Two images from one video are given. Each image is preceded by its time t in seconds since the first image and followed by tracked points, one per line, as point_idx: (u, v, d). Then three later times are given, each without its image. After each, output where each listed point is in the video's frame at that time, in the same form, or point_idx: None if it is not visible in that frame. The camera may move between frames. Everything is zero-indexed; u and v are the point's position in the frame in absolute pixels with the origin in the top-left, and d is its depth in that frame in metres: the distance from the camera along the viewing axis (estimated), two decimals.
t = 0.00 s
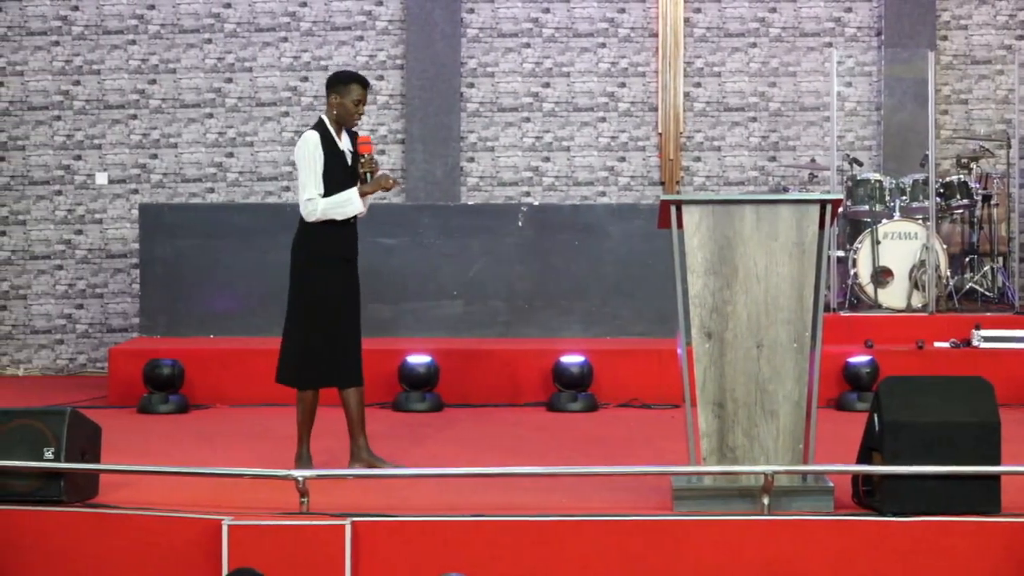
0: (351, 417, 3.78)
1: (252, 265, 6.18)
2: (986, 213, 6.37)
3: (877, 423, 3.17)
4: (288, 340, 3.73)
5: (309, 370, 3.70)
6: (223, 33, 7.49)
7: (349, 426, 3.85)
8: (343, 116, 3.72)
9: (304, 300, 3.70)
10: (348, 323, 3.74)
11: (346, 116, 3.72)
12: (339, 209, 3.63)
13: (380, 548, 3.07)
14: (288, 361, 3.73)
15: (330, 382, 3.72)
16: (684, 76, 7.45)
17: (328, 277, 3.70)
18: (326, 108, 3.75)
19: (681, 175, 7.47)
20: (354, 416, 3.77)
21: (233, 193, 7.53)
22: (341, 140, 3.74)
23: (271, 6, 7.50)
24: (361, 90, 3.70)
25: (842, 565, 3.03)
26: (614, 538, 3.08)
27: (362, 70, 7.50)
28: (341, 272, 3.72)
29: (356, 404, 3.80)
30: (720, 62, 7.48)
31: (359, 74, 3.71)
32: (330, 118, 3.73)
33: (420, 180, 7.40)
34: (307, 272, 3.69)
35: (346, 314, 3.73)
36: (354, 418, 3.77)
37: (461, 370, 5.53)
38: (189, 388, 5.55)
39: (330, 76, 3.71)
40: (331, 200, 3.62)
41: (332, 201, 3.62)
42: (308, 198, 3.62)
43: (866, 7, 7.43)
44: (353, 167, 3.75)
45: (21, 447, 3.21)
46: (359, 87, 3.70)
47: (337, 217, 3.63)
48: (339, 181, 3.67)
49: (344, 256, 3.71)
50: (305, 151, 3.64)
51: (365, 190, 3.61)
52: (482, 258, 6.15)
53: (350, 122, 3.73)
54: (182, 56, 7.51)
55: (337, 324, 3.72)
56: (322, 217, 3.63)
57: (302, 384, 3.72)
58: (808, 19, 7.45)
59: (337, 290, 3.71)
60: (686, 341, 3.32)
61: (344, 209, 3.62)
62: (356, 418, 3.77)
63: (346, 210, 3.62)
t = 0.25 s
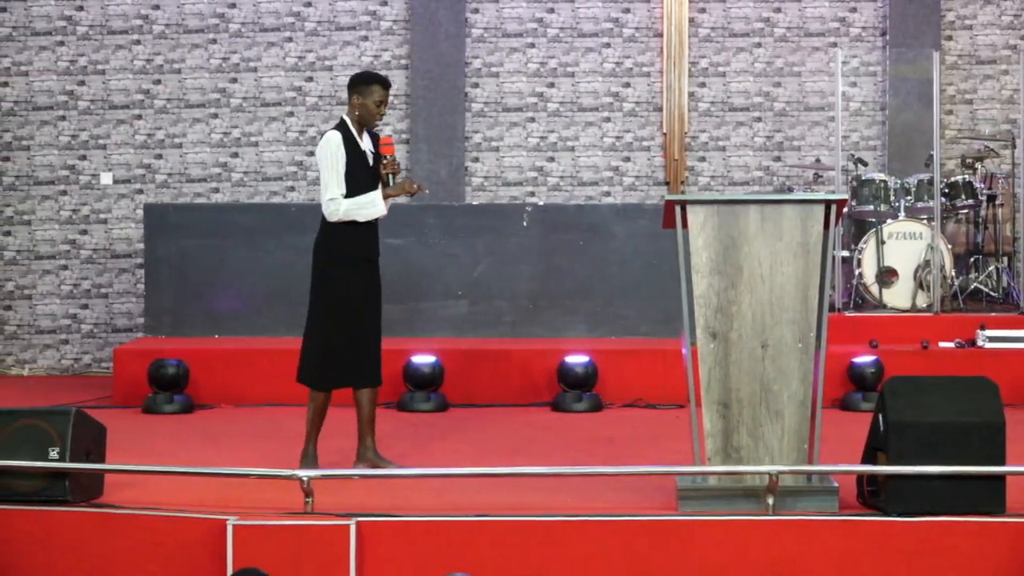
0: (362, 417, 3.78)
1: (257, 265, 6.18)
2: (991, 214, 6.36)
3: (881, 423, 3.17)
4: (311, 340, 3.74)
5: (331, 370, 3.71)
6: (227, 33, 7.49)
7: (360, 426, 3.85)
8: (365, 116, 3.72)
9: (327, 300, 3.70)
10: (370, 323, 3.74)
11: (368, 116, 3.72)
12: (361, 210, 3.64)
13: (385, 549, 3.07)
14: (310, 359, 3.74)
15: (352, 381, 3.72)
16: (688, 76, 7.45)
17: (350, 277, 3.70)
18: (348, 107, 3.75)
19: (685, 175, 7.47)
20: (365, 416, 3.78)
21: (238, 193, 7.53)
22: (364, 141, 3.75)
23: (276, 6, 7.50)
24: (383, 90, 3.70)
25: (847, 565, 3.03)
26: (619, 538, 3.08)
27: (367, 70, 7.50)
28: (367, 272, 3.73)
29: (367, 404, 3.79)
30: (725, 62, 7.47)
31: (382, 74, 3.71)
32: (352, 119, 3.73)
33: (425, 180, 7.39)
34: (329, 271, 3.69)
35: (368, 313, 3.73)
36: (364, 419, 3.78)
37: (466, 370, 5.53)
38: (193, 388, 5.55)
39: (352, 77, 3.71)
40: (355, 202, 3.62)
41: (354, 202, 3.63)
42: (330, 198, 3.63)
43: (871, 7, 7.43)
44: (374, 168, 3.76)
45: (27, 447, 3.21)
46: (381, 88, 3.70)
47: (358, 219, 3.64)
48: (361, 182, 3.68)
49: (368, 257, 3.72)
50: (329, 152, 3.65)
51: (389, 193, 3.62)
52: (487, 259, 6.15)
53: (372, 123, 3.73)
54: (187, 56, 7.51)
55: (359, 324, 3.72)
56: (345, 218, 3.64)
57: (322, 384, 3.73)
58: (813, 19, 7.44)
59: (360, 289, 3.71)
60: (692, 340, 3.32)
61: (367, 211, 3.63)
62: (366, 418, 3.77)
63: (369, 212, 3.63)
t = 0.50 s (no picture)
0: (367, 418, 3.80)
1: (259, 265, 6.18)
2: (992, 214, 6.35)
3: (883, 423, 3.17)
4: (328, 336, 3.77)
5: (345, 369, 3.74)
6: (229, 33, 7.49)
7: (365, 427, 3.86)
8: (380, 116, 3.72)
9: (340, 300, 3.73)
10: (382, 323, 3.76)
11: (383, 116, 3.72)
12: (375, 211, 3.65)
13: (385, 549, 3.07)
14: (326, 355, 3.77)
15: (367, 380, 3.75)
16: (690, 76, 7.45)
17: (363, 277, 3.72)
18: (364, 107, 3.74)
19: (687, 175, 7.47)
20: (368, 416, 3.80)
21: (239, 193, 7.53)
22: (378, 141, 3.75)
23: (277, 6, 7.50)
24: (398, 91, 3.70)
25: (847, 565, 3.03)
26: (619, 538, 3.08)
27: (368, 70, 7.50)
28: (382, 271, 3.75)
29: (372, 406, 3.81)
30: (726, 62, 7.48)
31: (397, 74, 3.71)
32: (365, 119, 3.73)
33: (426, 180, 7.39)
34: (342, 272, 3.72)
35: (381, 313, 3.75)
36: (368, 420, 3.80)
37: (467, 370, 5.53)
38: (194, 388, 5.55)
39: (366, 77, 3.71)
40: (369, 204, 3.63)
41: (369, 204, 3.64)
42: (344, 199, 3.63)
43: (872, 7, 7.42)
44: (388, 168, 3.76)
45: (28, 447, 3.22)
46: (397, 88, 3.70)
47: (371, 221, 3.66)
48: (374, 183, 3.69)
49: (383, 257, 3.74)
50: (343, 152, 3.65)
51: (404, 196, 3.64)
52: (488, 259, 6.15)
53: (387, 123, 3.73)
54: (188, 57, 7.51)
55: (372, 324, 3.75)
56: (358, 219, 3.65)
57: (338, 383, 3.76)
58: (814, 19, 7.44)
59: (371, 289, 3.72)
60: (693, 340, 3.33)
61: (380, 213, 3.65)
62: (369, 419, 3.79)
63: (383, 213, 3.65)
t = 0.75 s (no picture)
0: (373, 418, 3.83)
1: (259, 265, 6.18)
2: (992, 214, 6.34)
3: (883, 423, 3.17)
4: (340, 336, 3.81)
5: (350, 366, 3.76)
6: (229, 33, 7.49)
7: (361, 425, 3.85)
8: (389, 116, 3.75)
9: (349, 300, 3.74)
10: (390, 323, 3.76)
11: (391, 116, 3.75)
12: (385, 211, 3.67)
13: (385, 549, 3.07)
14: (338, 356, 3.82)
15: (365, 379, 3.74)
16: (690, 76, 7.44)
17: (370, 277, 3.71)
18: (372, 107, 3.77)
19: (687, 175, 7.47)
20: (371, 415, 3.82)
21: (239, 193, 7.53)
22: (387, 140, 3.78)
23: (277, 6, 7.50)
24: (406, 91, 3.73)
25: (846, 565, 3.03)
26: (618, 538, 3.07)
27: (369, 71, 7.50)
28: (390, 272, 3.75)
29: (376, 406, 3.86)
30: (726, 62, 7.47)
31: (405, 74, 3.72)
32: (375, 119, 3.76)
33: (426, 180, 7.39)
34: (350, 269, 3.72)
35: (389, 314, 3.75)
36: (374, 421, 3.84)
37: (467, 370, 5.53)
38: (194, 388, 5.55)
39: (374, 77, 3.72)
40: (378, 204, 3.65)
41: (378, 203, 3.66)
42: (354, 198, 3.63)
43: (872, 7, 7.42)
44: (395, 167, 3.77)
45: (27, 447, 3.22)
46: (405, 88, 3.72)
47: (381, 220, 3.66)
48: (384, 182, 3.69)
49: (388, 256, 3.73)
50: (353, 151, 3.65)
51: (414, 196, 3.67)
52: (488, 258, 6.15)
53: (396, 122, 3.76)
54: (188, 56, 7.51)
55: (381, 325, 3.74)
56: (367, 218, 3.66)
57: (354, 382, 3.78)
58: (814, 19, 7.44)
59: (373, 289, 3.72)
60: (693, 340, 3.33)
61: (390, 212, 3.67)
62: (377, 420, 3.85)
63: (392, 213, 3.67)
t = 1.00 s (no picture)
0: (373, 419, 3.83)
1: (259, 265, 6.19)
2: (992, 214, 6.32)
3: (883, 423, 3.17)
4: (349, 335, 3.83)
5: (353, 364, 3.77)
6: (229, 33, 7.49)
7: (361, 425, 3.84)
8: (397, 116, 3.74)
9: (356, 302, 3.75)
10: (395, 324, 3.75)
11: (399, 116, 3.74)
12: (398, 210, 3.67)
13: (385, 548, 3.07)
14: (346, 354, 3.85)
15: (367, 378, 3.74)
16: (689, 75, 7.44)
17: (374, 275, 3.72)
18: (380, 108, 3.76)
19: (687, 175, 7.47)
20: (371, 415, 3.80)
21: (239, 192, 7.53)
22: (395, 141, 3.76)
23: (277, 6, 7.50)
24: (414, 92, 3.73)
25: (846, 564, 3.03)
26: (618, 538, 3.08)
27: (368, 71, 7.50)
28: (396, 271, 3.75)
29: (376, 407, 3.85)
30: (726, 62, 7.47)
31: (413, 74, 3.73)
32: (381, 119, 3.75)
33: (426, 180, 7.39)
34: (355, 263, 3.73)
35: (391, 312, 3.74)
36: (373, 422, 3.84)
37: (467, 370, 5.53)
38: (194, 388, 5.56)
39: (382, 78, 3.74)
40: (390, 204, 3.65)
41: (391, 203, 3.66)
42: (366, 199, 3.63)
43: (872, 7, 7.42)
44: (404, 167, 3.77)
45: (27, 447, 3.22)
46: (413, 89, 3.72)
47: (394, 220, 3.67)
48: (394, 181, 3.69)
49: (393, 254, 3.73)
50: (362, 152, 3.65)
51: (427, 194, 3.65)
52: (488, 258, 6.15)
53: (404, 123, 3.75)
54: (188, 56, 7.51)
55: (383, 323, 3.74)
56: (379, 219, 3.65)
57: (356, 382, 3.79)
58: (814, 19, 7.44)
59: (378, 287, 3.72)
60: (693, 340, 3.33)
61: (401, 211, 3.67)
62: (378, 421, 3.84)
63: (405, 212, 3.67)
